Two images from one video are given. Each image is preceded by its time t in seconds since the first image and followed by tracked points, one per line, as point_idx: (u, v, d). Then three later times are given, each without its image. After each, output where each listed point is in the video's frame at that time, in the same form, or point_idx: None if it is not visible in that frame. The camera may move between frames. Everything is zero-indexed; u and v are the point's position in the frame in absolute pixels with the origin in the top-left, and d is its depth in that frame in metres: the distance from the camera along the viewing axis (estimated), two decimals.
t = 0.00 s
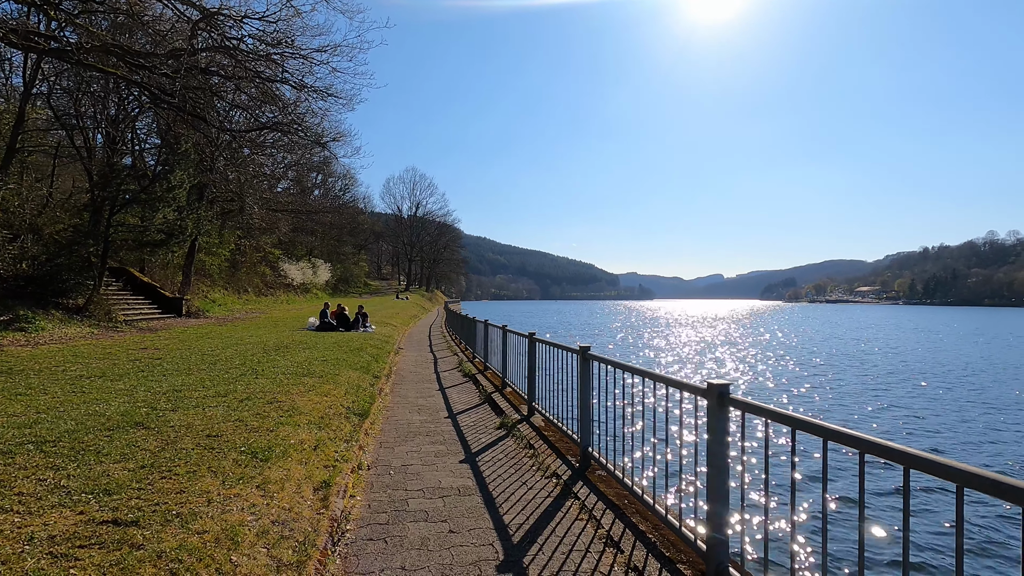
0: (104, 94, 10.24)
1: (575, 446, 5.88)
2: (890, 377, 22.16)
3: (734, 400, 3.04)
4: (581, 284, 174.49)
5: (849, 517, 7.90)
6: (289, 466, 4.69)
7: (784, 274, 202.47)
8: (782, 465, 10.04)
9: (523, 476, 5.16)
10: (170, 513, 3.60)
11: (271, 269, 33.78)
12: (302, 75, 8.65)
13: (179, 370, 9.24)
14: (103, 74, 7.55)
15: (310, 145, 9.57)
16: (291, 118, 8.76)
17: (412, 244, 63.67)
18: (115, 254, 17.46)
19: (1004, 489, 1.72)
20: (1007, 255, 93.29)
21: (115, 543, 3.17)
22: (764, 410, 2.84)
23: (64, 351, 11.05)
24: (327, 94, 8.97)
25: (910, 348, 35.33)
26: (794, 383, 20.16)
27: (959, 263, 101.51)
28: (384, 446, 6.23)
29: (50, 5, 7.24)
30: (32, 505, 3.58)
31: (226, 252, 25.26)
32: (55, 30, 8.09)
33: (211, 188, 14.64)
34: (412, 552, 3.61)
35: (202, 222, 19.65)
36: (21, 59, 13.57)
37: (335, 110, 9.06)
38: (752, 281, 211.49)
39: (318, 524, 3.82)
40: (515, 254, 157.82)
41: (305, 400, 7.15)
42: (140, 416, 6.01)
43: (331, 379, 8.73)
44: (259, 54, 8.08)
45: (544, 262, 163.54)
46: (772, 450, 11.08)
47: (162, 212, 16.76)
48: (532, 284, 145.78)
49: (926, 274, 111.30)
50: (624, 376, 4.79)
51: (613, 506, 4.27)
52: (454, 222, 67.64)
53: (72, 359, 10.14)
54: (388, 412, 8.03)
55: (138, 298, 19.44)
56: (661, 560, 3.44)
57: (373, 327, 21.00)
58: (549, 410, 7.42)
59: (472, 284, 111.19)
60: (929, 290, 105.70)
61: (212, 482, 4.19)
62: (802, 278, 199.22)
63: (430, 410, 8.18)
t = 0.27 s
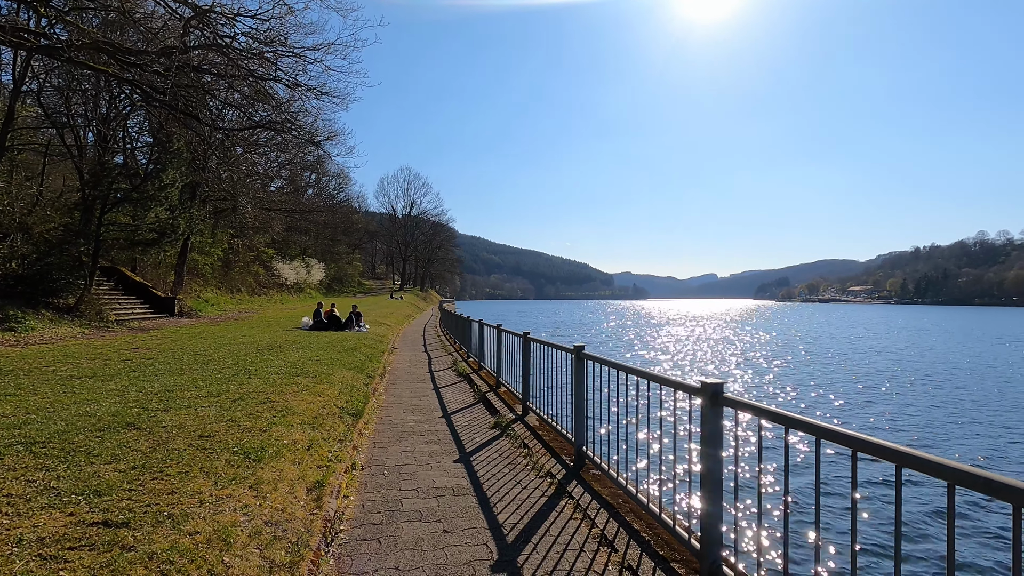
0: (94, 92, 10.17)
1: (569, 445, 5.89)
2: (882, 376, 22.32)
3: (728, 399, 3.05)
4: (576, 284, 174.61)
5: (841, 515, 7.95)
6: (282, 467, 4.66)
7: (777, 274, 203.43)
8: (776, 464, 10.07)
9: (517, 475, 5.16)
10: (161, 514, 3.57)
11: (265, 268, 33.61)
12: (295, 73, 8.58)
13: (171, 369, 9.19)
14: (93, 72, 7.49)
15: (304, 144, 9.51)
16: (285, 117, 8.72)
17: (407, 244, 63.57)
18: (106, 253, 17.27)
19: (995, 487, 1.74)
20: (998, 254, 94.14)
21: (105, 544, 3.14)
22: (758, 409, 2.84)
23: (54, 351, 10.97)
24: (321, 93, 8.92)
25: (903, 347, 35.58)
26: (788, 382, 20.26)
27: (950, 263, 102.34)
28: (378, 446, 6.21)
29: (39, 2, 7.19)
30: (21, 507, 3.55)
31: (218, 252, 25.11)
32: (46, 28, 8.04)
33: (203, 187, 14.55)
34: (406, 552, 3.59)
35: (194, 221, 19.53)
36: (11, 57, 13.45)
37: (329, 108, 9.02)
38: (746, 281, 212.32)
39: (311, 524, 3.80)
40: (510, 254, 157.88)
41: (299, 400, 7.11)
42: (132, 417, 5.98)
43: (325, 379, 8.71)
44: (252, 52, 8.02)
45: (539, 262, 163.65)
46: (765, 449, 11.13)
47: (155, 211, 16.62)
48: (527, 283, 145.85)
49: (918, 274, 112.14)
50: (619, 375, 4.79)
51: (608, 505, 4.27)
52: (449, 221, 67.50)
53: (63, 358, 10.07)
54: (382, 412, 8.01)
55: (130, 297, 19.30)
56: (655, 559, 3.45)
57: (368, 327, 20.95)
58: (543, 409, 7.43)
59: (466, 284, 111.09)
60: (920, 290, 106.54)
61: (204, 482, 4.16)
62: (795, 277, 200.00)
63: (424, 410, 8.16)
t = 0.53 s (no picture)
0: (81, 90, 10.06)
1: (560, 444, 5.91)
2: (871, 375, 22.55)
3: (718, 399, 3.06)
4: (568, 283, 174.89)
5: (828, 512, 8.03)
6: (272, 467, 4.64)
7: (768, 274, 204.84)
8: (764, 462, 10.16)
9: (508, 474, 5.15)
10: (149, 516, 3.54)
11: (255, 268, 33.36)
12: (286, 72, 8.53)
13: (159, 369, 9.13)
14: (80, 69, 7.40)
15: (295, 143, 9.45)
16: (275, 115, 8.65)
17: (398, 244, 63.38)
18: (94, 253, 17.10)
19: (975, 483, 1.77)
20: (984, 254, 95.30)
21: (91, 547, 3.11)
22: (747, 408, 2.85)
23: (40, 351, 10.86)
24: (312, 92, 8.87)
25: (891, 346, 35.95)
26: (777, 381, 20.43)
27: (937, 263, 103.56)
28: (369, 446, 6.19)
29: None
30: (3, 510, 3.50)
31: (208, 251, 24.93)
32: (32, 24, 7.94)
33: (192, 186, 14.43)
34: (396, 552, 3.58)
35: (183, 220, 19.35)
36: None
37: (320, 107, 8.96)
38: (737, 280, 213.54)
39: (301, 525, 3.77)
40: (502, 254, 157.88)
41: (289, 400, 7.08)
42: (119, 418, 5.92)
43: (315, 379, 8.67)
44: (241, 50, 7.95)
45: (531, 262, 163.74)
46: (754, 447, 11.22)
47: (143, 210, 16.41)
48: (519, 283, 145.93)
49: (905, 274, 113.30)
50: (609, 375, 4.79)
51: (598, 504, 4.29)
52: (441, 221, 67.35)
53: (49, 359, 9.98)
54: (373, 412, 7.99)
55: (118, 297, 19.12)
56: (645, 557, 3.47)
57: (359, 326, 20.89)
58: (534, 408, 7.44)
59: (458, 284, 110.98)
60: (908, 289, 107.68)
61: (193, 483, 4.13)
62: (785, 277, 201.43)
63: (416, 409, 8.15)
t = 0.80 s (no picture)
0: (63, 86, 9.90)
1: (549, 443, 5.93)
2: (856, 373, 22.84)
3: (703, 397, 3.10)
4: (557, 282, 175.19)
5: (812, 508, 8.14)
6: (260, 467, 4.62)
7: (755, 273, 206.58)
8: (751, 459, 10.26)
9: (497, 474, 5.16)
10: (134, 517, 3.51)
11: (243, 266, 33.07)
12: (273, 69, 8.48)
13: (144, 370, 9.03)
14: (62, 65, 7.30)
15: (282, 141, 9.39)
16: (262, 113, 8.58)
17: (388, 243, 63.10)
18: (77, 251, 16.85)
19: (951, 478, 1.81)
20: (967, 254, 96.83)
21: (75, 549, 3.07)
22: (731, 406, 2.89)
23: (22, 351, 10.69)
24: (300, 90, 8.82)
25: (876, 344, 36.45)
26: (764, 379, 20.64)
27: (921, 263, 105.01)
28: (358, 446, 6.18)
29: None
30: None
31: (194, 250, 24.65)
32: (13, 19, 7.82)
33: (178, 184, 14.26)
34: (385, 552, 3.58)
35: (168, 218, 19.12)
36: None
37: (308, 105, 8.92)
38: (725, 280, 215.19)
39: (289, 525, 3.76)
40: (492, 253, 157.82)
41: (277, 400, 7.04)
42: (104, 419, 5.84)
43: (304, 379, 8.62)
44: (229, 47, 7.87)
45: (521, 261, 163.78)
46: (741, 444, 11.33)
47: (128, 208, 16.18)
48: (509, 282, 145.97)
49: (890, 273, 114.84)
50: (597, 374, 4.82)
51: (587, 502, 4.31)
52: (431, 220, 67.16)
53: (32, 359, 9.83)
54: (362, 412, 7.97)
55: (102, 296, 18.87)
56: (632, 554, 3.50)
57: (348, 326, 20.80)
58: (523, 407, 7.46)
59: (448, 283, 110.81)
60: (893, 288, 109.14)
61: (179, 484, 4.10)
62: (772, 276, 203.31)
63: (405, 409, 8.15)
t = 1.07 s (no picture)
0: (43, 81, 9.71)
1: (536, 441, 5.96)
2: (839, 370, 23.15)
3: (688, 394, 3.14)
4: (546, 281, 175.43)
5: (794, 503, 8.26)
6: (245, 467, 4.59)
7: (741, 272, 208.59)
8: (736, 456, 10.37)
9: (485, 472, 5.18)
10: (117, 518, 3.47)
11: (227, 265, 32.69)
12: (258, 66, 8.42)
13: (127, 370, 8.91)
14: (41, 59, 7.18)
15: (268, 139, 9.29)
16: (248, 110, 8.49)
17: (375, 241, 62.70)
18: (57, 249, 16.55)
19: (927, 472, 1.86)
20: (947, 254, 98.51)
21: (57, 551, 3.04)
22: (717, 404, 2.93)
23: None
24: (286, 87, 8.76)
25: (858, 342, 36.98)
26: (749, 377, 20.85)
27: (903, 262, 106.67)
28: (345, 445, 6.16)
29: None
30: None
31: (177, 248, 24.32)
32: None
33: (161, 181, 14.05)
34: (372, 551, 3.58)
35: (152, 215, 18.84)
36: None
37: (293, 102, 8.86)
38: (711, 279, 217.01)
39: (275, 525, 3.74)
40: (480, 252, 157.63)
41: (263, 399, 6.99)
42: (85, 419, 5.76)
43: (290, 378, 8.55)
44: (213, 43, 7.80)
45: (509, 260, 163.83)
46: (726, 441, 11.46)
47: (111, 206, 15.93)
48: (497, 281, 145.90)
49: (872, 272, 116.51)
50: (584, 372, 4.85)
51: (573, 499, 4.35)
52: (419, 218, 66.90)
53: (10, 360, 9.64)
54: (349, 411, 7.94)
55: (83, 295, 18.55)
56: (618, 550, 3.54)
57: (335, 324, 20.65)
58: (511, 405, 7.49)
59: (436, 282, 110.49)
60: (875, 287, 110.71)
61: (163, 485, 4.06)
62: (758, 275, 205.41)
63: (392, 408, 8.12)
